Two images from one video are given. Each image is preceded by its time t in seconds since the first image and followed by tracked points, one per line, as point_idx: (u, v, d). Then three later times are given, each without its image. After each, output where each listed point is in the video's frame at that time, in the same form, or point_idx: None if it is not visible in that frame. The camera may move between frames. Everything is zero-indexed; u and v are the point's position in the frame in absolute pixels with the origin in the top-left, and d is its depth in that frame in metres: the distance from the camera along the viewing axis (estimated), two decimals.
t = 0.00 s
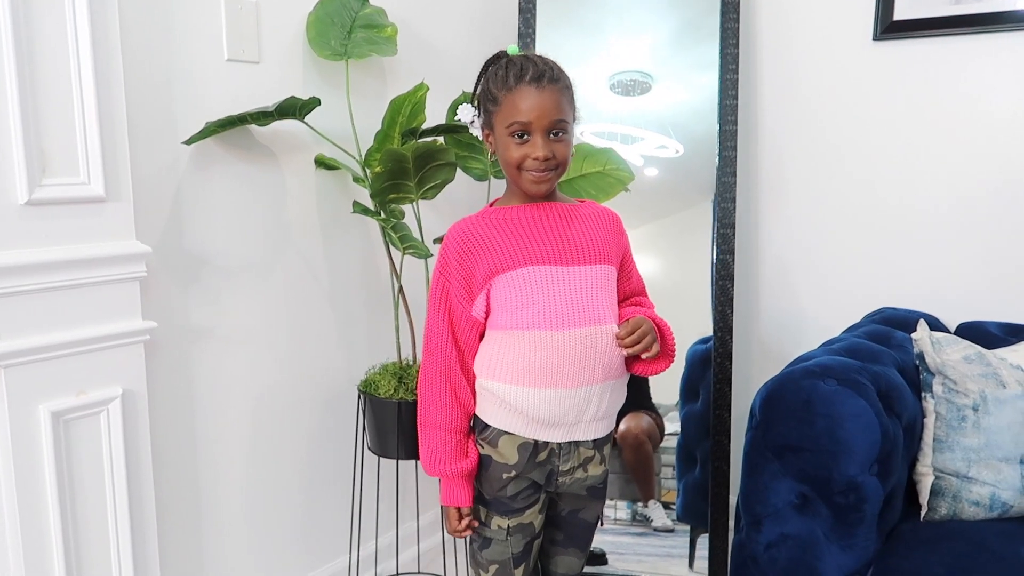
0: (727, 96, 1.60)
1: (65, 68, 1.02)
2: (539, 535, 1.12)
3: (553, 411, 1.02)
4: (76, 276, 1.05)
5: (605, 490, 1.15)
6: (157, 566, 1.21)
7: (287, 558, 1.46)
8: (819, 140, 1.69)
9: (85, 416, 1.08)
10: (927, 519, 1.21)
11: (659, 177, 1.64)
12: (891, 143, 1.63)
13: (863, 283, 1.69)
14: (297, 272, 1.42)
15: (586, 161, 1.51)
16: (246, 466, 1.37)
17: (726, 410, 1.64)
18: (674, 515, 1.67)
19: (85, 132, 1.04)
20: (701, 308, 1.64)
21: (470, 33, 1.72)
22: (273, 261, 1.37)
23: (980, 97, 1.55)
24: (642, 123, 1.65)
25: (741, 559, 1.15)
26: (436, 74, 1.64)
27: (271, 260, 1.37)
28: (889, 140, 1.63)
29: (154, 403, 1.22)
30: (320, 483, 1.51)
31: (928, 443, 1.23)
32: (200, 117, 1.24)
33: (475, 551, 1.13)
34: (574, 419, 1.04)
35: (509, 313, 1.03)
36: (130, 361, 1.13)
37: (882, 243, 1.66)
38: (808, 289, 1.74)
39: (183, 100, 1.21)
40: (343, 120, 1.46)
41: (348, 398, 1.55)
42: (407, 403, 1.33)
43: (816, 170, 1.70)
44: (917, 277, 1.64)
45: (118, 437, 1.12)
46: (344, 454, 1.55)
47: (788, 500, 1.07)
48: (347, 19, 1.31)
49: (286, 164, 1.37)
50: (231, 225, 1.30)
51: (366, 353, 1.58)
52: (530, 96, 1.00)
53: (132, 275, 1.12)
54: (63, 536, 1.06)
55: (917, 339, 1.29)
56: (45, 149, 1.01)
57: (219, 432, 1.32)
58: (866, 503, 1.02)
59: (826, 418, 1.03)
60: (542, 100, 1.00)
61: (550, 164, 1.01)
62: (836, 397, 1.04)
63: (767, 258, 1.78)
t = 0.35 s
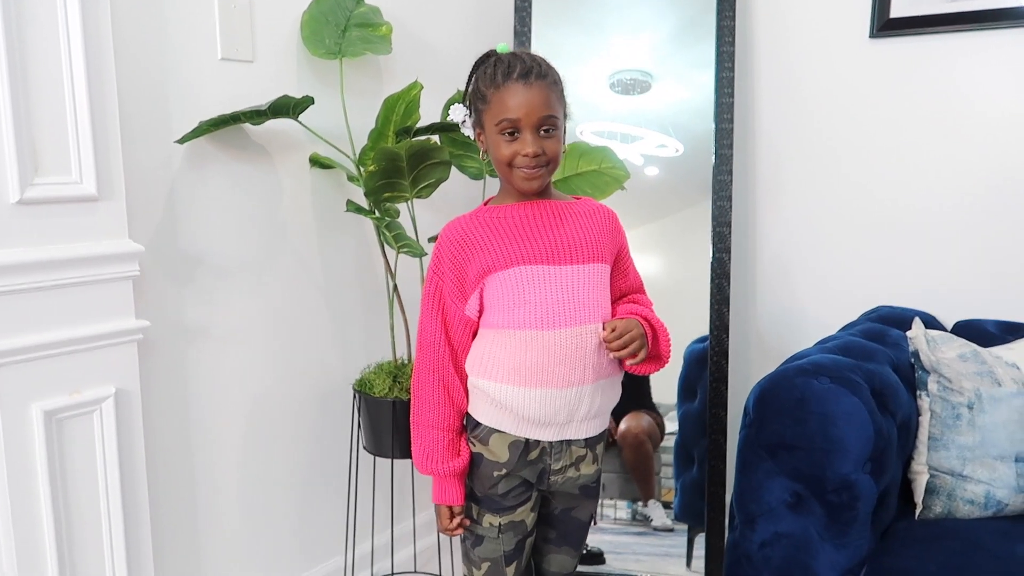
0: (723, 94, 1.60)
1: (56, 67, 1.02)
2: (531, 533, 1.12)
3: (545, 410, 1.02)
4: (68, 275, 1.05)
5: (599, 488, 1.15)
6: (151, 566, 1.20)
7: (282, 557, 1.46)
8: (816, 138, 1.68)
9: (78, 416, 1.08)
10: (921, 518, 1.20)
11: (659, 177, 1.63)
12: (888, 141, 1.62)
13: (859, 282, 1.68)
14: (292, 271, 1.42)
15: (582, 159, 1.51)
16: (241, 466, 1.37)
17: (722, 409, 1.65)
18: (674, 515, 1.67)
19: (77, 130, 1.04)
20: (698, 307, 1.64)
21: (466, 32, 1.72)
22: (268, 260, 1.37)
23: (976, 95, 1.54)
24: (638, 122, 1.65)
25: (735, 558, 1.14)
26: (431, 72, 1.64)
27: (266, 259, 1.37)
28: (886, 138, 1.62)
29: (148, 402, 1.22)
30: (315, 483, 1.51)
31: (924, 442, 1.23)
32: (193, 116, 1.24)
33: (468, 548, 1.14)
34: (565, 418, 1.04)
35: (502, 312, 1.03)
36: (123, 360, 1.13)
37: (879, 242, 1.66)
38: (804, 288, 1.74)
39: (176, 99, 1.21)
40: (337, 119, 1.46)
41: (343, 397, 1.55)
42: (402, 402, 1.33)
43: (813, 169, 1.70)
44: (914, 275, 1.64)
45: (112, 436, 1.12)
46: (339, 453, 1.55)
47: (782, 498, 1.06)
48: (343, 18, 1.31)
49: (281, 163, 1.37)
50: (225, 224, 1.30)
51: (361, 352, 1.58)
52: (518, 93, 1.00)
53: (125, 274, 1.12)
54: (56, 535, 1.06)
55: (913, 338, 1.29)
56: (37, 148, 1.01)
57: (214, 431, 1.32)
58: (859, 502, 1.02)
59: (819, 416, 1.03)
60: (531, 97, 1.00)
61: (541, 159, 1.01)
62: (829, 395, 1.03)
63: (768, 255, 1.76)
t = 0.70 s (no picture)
0: (723, 94, 1.59)
1: (56, 67, 1.02)
2: (528, 530, 1.12)
3: (541, 409, 1.02)
4: (68, 274, 1.05)
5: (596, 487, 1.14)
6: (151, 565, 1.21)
7: (282, 556, 1.46)
8: (816, 138, 1.68)
9: (78, 415, 1.08)
10: (920, 518, 1.20)
11: (661, 177, 1.64)
12: (889, 141, 1.62)
13: (860, 282, 1.68)
14: (291, 271, 1.42)
15: (582, 159, 1.51)
16: (241, 465, 1.38)
17: (722, 409, 1.64)
18: (674, 515, 1.67)
19: (77, 130, 1.05)
20: (698, 307, 1.64)
21: (465, 32, 1.72)
22: (268, 260, 1.38)
23: (977, 95, 1.54)
24: (638, 122, 1.65)
25: (734, 558, 1.14)
26: (431, 72, 1.64)
27: (266, 259, 1.37)
28: (887, 138, 1.62)
29: (148, 401, 1.22)
30: (315, 482, 1.52)
31: (923, 443, 1.23)
32: (193, 116, 1.24)
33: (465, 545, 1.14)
34: (560, 418, 1.04)
35: (500, 312, 1.03)
36: (123, 360, 1.14)
37: (879, 242, 1.65)
38: (805, 288, 1.73)
39: (176, 99, 1.21)
40: (337, 119, 1.46)
41: (342, 397, 1.55)
42: (401, 402, 1.33)
43: (813, 169, 1.69)
44: (915, 275, 1.63)
45: (112, 435, 1.12)
46: (339, 453, 1.56)
47: (780, 498, 1.06)
48: (342, 18, 1.31)
49: (281, 163, 1.38)
50: (225, 224, 1.30)
51: (361, 352, 1.58)
52: (524, 89, 1.00)
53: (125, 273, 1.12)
54: (56, 534, 1.06)
55: (912, 338, 1.28)
56: (37, 149, 1.01)
57: (214, 430, 1.32)
58: (857, 502, 1.02)
59: (816, 415, 1.03)
60: (536, 94, 1.00)
61: (544, 157, 1.01)
62: (826, 394, 1.03)
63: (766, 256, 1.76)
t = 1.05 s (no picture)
0: (725, 94, 1.59)
1: (55, 67, 1.02)
2: (532, 532, 1.11)
3: (546, 411, 1.02)
4: (68, 275, 1.05)
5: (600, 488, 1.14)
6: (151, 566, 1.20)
7: (282, 557, 1.46)
8: (818, 138, 1.67)
9: (78, 415, 1.08)
10: (923, 520, 1.20)
11: (663, 177, 1.63)
12: (891, 141, 1.61)
13: (862, 282, 1.68)
14: (292, 271, 1.42)
15: (584, 160, 1.50)
16: (241, 466, 1.37)
17: (724, 410, 1.63)
18: (676, 516, 1.66)
19: (76, 130, 1.04)
20: (699, 307, 1.63)
21: (466, 32, 1.72)
22: (268, 260, 1.38)
23: (979, 95, 1.54)
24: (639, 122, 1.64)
25: (734, 560, 1.13)
26: (431, 72, 1.64)
27: (266, 259, 1.37)
28: (889, 138, 1.62)
29: (148, 402, 1.22)
30: (315, 483, 1.51)
31: (925, 445, 1.22)
32: (193, 116, 1.24)
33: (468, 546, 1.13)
34: (565, 419, 1.03)
35: (503, 313, 1.02)
36: (123, 360, 1.13)
37: (881, 242, 1.65)
38: (806, 289, 1.73)
39: (176, 99, 1.21)
40: (337, 119, 1.46)
41: (343, 397, 1.55)
42: (402, 402, 1.33)
43: (815, 169, 1.69)
44: (917, 276, 1.63)
45: (112, 435, 1.12)
46: (339, 453, 1.55)
47: (781, 500, 1.06)
48: (343, 17, 1.31)
49: (281, 163, 1.38)
50: (224, 224, 1.30)
51: (361, 352, 1.58)
52: (530, 88, 1.00)
53: (124, 273, 1.11)
54: (55, 535, 1.06)
55: (916, 340, 1.27)
56: (36, 148, 1.01)
57: (214, 431, 1.32)
58: (860, 504, 1.01)
59: (819, 417, 1.02)
60: (542, 93, 1.00)
61: (549, 156, 1.01)
62: (829, 396, 1.03)
63: (769, 256, 1.75)
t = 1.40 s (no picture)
0: (727, 92, 1.58)
1: (55, 63, 1.02)
2: (535, 532, 1.10)
3: (550, 411, 1.01)
4: (67, 272, 1.05)
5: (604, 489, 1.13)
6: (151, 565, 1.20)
7: (282, 556, 1.46)
8: (821, 136, 1.67)
9: (77, 413, 1.08)
10: (926, 520, 1.19)
11: (665, 176, 1.62)
12: (894, 139, 1.61)
13: (864, 281, 1.67)
14: (293, 269, 1.42)
15: (585, 157, 1.51)
16: (241, 465, 1.37)
17: (725, 408, 1.63)
18: (678, 515, 1.66)
19: (76, 128, 1.04)
20: (701, 306, 1.63)
21: (466, 31, 1.71)
22: (268, 258, 1.37)
23: (982, 93, 1.53)
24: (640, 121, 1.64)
25: (736, 559, 1.13)
26: (432, 70, 1.64)
27: (267, 258, 1.37)
28: (892, 136, 1.61)
29: (147, 400, 1.21)
30: (315, 482, 1.51)
31: (928, 443, 1.22)
32: (193, 114, 1.23)
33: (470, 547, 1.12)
34: (570, 420, 1.03)
35: (507, 313, 1.02)
36: (122, 358, 1.13)
37: (884, 240, 1.64)
38: (808, 288, 1.72)
39: (176, 97, 1.20)
40: (337, 117, 1.45)
41: (343, 396, 1.55)
42: (403, 400, 1.32)
43: (818, 167, 1.68)
44: (920, 274, 1.62)
45: (111, 433, 1.11)
46: (340, 452, 1.55)
47: (784, 500, 1.05)
48: (343, 15, 1.30)
49: (281, 161, 1.37)
50: (224, 222, 1.30)
51: (361, 351, 1.58)
52: (536, 83, 0.99)
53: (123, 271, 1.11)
54: (55, 534, 1.06)
55: (917, 337, 1.27)
56: (36, 145, 1.01)
57: (214, 430, 1.32)
58: (863, 503, 1.01)
59: (821, 416, 1.02)
60: (548, 88, 0.99)
61: (556, 152, 1.00)
62: (831, 394, 1.02)
63: (771, 255, 1.75)
